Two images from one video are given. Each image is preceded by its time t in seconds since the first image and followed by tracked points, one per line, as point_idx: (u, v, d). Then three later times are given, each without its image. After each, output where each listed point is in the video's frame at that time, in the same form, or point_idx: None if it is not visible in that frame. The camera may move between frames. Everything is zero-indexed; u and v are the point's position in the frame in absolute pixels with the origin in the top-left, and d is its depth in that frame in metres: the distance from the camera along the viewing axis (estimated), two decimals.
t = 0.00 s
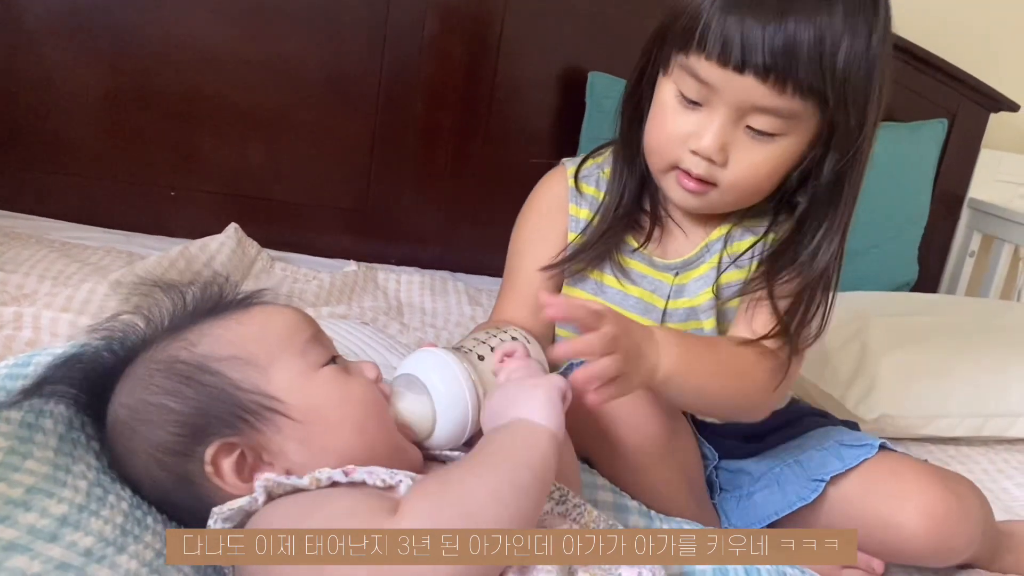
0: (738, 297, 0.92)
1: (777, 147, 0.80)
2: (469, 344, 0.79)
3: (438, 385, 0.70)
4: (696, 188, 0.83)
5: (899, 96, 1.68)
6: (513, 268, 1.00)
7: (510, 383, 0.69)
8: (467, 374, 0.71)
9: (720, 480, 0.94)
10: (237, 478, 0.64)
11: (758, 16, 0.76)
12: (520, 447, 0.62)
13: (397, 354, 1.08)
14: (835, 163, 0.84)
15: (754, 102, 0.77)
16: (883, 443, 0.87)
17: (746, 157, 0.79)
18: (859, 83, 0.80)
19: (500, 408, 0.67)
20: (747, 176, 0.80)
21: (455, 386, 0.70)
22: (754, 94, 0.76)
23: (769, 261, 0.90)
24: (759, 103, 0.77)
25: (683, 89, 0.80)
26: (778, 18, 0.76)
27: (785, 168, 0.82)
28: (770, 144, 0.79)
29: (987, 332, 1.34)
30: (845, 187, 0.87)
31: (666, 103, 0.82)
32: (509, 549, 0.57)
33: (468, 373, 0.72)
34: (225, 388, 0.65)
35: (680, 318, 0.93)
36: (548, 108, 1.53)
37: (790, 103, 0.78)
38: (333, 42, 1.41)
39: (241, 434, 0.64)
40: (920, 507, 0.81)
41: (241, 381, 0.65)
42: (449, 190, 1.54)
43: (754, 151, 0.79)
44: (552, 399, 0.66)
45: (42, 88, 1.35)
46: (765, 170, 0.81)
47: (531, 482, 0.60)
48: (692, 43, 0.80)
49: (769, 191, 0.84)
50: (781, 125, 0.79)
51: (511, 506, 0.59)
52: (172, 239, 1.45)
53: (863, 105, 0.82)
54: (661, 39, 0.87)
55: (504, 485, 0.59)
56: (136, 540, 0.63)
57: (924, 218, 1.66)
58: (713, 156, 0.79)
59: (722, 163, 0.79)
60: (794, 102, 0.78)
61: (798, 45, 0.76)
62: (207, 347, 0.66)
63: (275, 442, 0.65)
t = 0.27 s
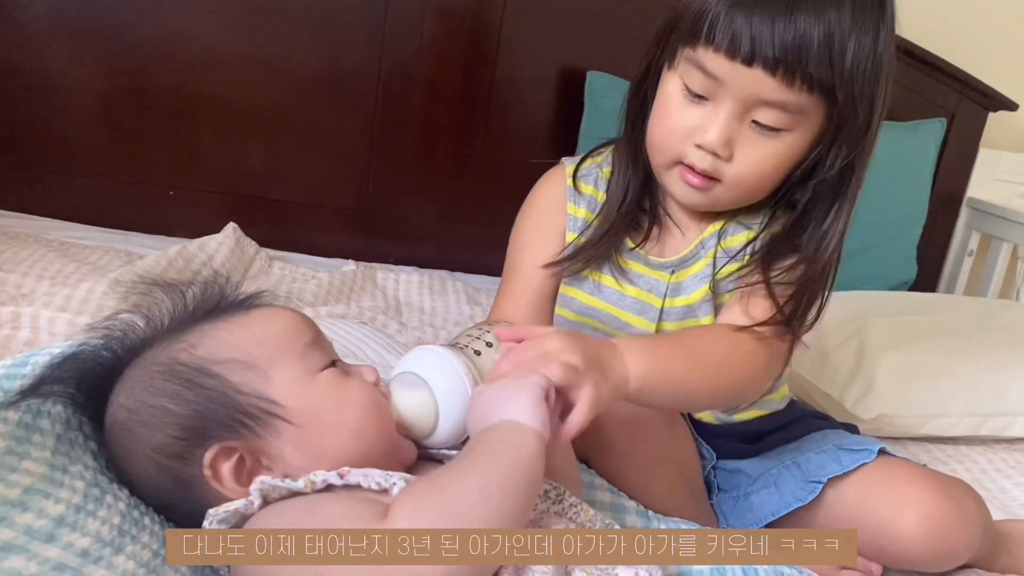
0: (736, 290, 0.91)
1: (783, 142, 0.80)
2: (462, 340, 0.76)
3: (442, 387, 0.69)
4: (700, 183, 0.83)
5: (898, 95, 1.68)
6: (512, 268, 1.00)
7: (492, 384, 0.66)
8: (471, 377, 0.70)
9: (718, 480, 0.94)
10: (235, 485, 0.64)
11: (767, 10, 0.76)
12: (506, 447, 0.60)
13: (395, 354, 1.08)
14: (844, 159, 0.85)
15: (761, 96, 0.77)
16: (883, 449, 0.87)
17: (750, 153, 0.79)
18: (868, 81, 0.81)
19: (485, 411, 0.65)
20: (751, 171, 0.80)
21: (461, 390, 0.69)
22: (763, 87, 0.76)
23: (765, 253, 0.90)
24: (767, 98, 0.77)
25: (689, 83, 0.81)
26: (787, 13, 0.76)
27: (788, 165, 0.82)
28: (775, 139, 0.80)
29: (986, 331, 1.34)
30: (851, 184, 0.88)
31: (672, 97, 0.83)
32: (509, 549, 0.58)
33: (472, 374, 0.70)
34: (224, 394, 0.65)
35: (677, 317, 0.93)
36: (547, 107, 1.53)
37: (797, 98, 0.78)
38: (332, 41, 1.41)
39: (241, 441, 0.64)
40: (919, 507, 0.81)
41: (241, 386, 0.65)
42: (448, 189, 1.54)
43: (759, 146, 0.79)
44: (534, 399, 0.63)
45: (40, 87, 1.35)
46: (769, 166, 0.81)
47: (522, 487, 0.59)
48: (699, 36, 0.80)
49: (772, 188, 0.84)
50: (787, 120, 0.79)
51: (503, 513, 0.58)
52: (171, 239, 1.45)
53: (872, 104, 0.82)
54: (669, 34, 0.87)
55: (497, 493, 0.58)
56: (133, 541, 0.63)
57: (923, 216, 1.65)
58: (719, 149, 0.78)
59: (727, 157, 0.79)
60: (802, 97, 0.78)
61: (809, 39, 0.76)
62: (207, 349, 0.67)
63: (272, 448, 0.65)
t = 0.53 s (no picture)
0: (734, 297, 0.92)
1: (776, 136, 0.80)
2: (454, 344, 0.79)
3: (437, 385, 0.70)
4: (693, 180, 0.83)
5: (898, 94, 1.68)
6: (508, 269, 1.00)
7: (470, 388, 0.67)
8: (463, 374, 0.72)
9: (718, 479, 0.93)
10: (235, 485, 0.64)
11: (757, 4, 0.77)
12: (487, 454, 0.61)
13: (396, 353, 1.08)
14: (837, 159, 0.86)
15: (753, 90, 0.77)
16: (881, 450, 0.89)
17: (743, 148, 0.79)
18: (859, 73, 0.81)
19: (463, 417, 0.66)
20: (744, 167, 0.80)
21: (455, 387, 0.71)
22: (755, 80, 0.76)
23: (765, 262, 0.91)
24: (759, 91, 0.77)
25: (680, 78, 0.81)
26: (777, 7, 0.76)
27: (782, 159, 0.82)
28: (768, 134, 0.79)
29: (987, 330, 1.34)
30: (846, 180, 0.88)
31: (663, 93, 0.82)
32: (509, 549, 0.59)
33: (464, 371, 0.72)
34: (223, 393, 0.65)
35: (675, 321, 0.93)
36: (547, 106, 1.53)
37: (789, 91, 0.78)
38: (332, 40, 1.41)
39: (241, 440, 0.65)
40: (919, 505, 0.81)
41: (241, 386, 0.65)
42: (448, 188, 1.54)
43: (752, 141, 0.79)
44: (513, 404, 0.65)
45: (40, 86, 1.35)
46: (763, 161, 0.81)
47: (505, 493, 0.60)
48: (690, 31, 0.80)
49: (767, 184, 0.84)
50: (780, 114, 0.79)
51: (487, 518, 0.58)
52: (172, 238, 1.45)
53: (865, 97, 0.83)
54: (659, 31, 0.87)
55: (479, 497, 0.59)
56: (134, 539, 0.63)
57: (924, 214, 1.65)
58: (712, 144, 0.78)
59: (720, 152, 0.79)
60: (795, 90, 0.78)
61: (800, 31, 0.76)
62: (206, 349, 0.67)
63: (273, 447, 0.65)
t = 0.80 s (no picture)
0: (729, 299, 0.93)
1: (764, 137, 0.80)
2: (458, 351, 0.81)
3: (436, 390, 0.72)
4: (683, 184, 0.83)
5: (897, 92, 1.68)
6: (503, 271, 1.00)
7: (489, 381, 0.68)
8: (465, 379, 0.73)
9: (717, 478, 0.93)
10: (231, 488, 0.65)
11: (740, 4, 0.77)
12: (481, 456, 0.61)
13: (395, 352, 1.08)
14: (827, 158, 0.85)
15: (738, 91, 0.77)
16: (882, 451, 0.87)
17: (732, 151, 0.79)
18: (847, 72, 0.81)
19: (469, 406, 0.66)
20: (734, 168, 0.80)
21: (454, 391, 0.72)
22: (740, 80, 0.77)
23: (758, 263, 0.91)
24: (744, 92, 0.77)
25: (666, 81, 0.81)
26: (760, 7, 0.76)
27: (772, 161, 0.82)
28: (756, 134, 0.80)
29: (986, 328, 1.35)
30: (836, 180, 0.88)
31: (651, 96, 0.83)
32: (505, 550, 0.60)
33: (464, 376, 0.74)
34: (221, 393, 0.65)
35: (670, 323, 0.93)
36: (547, 105, 1.53)
37: (775, 91, 0.78)
38: (332, 39, 1.41)
39: (238, 444, 0.65)
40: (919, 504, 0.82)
41: (240, 388, 0.65)
42: (448, 187, 1.54)
43: (741, 142, 0.79)
44: (517, 409, 0.64)
45: (40, 85, 1.35)
46: (752, 162, 0.81)
47: (502, 491, 0.60)
48: (674, 33, 0.80)
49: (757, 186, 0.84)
50: (767, 114, 0.79)
51: (484, 516, 0.58)
52: (172, 238, 1.45)
53: (854, 95, 0.82)
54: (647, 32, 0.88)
55: (473, 496, 0.58)
56: (134, 538, 0.64)
57: (924, 213, 1.66)
58: (700, 147, 0.79)
59: (708, 154, 0.79)
60: (780, 90, 0.78)
61: (785, 29, 0.76)
62: (207, 350, 0.66)
63: (271, 451, 0.65)
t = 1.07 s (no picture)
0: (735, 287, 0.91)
1: (753, 137, 0.79)
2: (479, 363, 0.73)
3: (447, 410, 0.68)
4: (672, 186, 0.83)
5: (897, 92, 1.68)
6: (503, 274, 1.00)
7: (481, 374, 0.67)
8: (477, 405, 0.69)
9: (717, 477, 0.93)
10: (224, 493, 0.64)
11: (725, 4, 0.77)
12: (476, 455, 0.60)
13: (395, 352, 1.08)
14: (819, 156, 0.85)
15: (724, 92, 0.76)
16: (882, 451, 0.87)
17: (720, 152, 0.79)
18: (835, 74, 0.80)
19: (462, 400, 0.66)
20: (723, 169, 0.80)
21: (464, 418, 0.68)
22: (726, 80, 0.76)
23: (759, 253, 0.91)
24: (729, 93, 0.76)
25: (654, 82, 0.80)
26: (744, 6, 0.76)
27: (763, 161, 0.81)
28: (744, 135, 0.79)
29: (987, 327, 1.35)
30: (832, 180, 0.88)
31: (639, 98, 0.82)
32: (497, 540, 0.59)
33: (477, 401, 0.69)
34: (214, 397, 0.65)
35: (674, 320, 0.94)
36: (547, 104, 1.53)
37: (762, 91, 0.77)
38: (333, 38, 1.41)
39: (231, 448, 0.64)
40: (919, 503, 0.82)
41: (232, 391, 0.65)
42: (448, 186, 1.54)
43: (729, 143, 0.79)
44: (510, 403, 0.64)
45: (41, 85, 1.35)
46: (741, 163, 0.80)
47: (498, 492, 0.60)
48: (660, 34, 0.80)
49: (749, 186, 0.84)
50: (755, 114, 0.78)
51: (483, 521, 0.58)
52: (174, 237, 1.45)
53: (843, 99, 0.82)
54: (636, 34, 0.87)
55: (472, 499, 0.58)
56: (134, 538, 0.63)
57: (924, 212, 1.66)
58: (687, 149, 0.78)
59: (696, 156, 0.79)
60: (767, 89, 0.77)
61: (770, 28, 0.76)
62: (205, 352, 0.67)
63: (262, 457, 0.65)
